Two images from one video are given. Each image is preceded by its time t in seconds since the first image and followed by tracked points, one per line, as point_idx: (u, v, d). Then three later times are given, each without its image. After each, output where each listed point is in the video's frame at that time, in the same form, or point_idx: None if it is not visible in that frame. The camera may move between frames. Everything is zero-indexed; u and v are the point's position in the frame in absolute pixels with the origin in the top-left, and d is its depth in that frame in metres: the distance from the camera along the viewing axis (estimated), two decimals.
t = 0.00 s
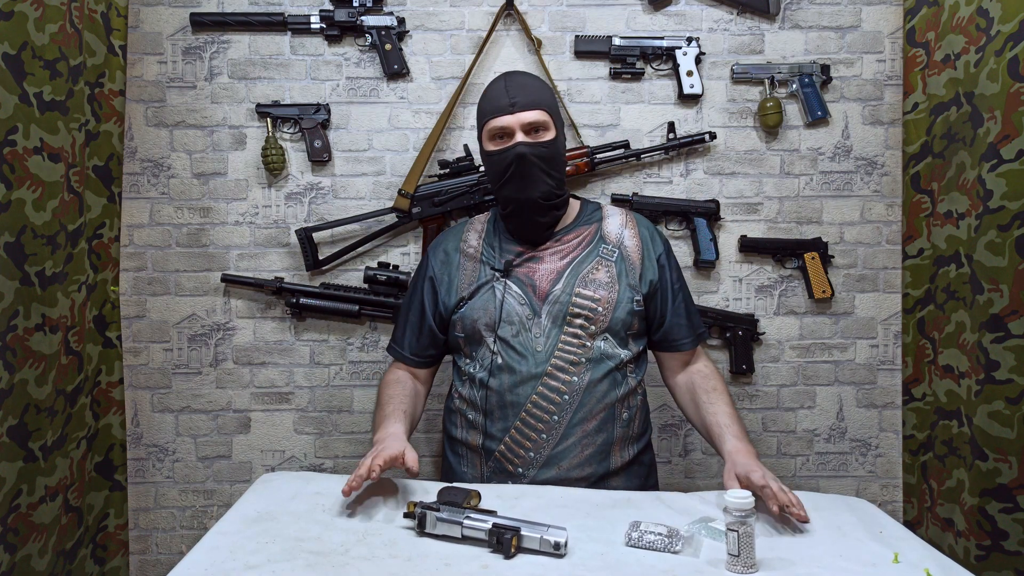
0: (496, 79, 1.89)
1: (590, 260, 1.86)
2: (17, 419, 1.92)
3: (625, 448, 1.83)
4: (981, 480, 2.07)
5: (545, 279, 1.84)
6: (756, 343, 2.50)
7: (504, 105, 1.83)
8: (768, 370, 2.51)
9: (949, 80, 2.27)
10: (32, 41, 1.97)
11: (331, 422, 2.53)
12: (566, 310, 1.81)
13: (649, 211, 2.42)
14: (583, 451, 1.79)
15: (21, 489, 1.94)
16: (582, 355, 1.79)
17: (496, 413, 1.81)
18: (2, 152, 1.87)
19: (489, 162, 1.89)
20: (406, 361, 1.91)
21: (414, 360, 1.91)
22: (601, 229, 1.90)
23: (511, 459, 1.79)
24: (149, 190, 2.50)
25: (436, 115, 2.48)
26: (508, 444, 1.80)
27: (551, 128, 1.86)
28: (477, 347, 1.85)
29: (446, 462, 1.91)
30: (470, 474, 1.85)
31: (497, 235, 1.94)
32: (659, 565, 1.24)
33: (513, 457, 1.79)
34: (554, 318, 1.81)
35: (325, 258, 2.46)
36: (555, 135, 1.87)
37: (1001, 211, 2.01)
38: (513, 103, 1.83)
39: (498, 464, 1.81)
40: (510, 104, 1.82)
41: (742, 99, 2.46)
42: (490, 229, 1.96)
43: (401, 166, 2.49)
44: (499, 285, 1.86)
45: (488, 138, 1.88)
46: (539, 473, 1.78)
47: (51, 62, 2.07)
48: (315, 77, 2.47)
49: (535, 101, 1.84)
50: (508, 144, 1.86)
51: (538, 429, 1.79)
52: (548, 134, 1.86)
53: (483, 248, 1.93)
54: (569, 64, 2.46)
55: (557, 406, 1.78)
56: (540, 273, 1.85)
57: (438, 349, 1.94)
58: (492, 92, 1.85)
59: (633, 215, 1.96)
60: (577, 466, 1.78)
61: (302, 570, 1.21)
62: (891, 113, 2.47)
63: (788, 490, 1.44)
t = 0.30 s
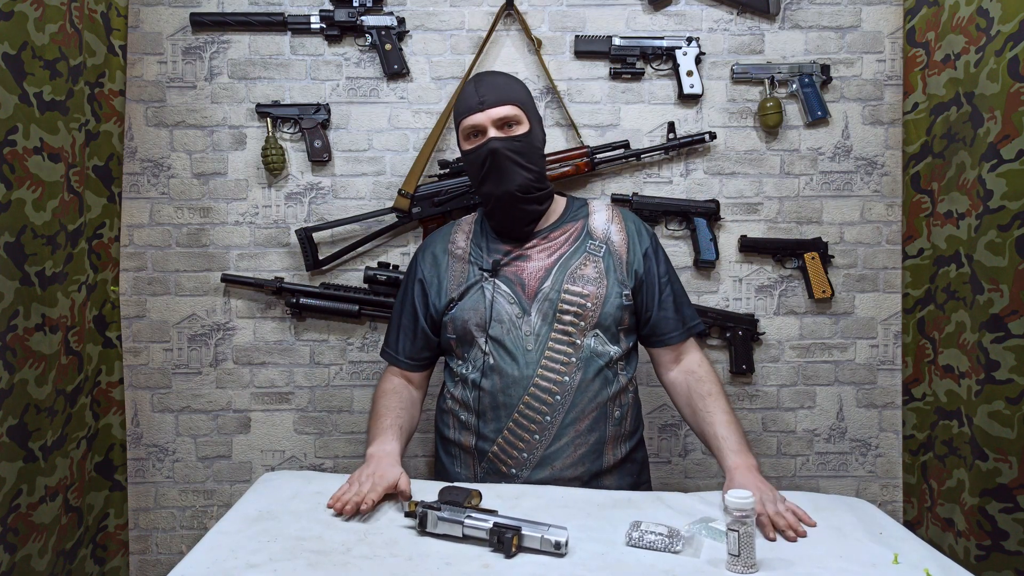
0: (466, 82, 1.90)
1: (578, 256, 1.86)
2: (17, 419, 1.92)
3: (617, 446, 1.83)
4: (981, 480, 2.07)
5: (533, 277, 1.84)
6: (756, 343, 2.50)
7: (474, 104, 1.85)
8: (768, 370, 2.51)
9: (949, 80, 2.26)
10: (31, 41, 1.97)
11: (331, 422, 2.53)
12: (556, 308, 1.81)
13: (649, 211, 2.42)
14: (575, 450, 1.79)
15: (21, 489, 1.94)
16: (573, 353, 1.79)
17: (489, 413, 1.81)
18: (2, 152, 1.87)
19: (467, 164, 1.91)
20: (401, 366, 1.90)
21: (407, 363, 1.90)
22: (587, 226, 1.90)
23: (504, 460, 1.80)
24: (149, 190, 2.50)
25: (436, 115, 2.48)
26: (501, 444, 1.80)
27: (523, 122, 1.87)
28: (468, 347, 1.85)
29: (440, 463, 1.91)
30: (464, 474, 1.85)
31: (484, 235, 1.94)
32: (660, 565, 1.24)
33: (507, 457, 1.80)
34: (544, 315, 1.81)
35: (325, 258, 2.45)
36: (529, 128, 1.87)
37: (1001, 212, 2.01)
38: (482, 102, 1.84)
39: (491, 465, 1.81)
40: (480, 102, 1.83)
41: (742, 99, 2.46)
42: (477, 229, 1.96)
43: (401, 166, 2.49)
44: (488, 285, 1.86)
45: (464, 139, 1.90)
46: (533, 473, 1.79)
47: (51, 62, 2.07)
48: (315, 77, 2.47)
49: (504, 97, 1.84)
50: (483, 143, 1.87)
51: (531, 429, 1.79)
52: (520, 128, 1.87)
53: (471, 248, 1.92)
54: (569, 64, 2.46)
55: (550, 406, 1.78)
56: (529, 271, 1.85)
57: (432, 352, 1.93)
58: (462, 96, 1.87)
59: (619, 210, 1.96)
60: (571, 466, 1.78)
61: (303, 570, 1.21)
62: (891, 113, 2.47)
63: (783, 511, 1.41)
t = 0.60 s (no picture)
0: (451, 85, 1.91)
1: (568, 256, 1.86)
2: (17, 419, 1.92)
3: (608, 447, 1.83)
4: (981, 480, 2.07)
5: (523, 278, 1.84)
6: (756, 343, 2.49)
7: (458, 108, 1.85)
8: (768, 370, 2.50)
9: (949, 80, 2.27)
10: (32, 41, 1.97)
11: (331, 422, 2.53)
12: (546, 308, 1.81)
13: (648, 211, 2.42)
14: (565, 451, 1.79)
15: (21, 489, 1.94)
16: (563, 354, 1.79)
17: (479, 413, 1.81)
18: (2, 152, 1.87)
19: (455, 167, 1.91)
20: (393, 367, 1.90)
21: (400, 365, 1.90)
22: (577, 226, 1.90)
23: (494, 460, 1.79)
24: (149, 190, 2.50)
25: (436, 115, 2.48)
26: (491, 444, 1.80)
27: (508, 123, 1.86)
28: (459, 348, 1.85)
29: (431, 463, 1.90)
30: (454, 474, 1.84)
31: (475, 236, 1.94)
32: (660, 565, 1.24)
33: (497, 457, 1.80)
34: (534, 316, 1.81)
35: (325, 259, 2.45)
36: (515, 128, 1.87)
37: (1001, 211, 2.01)
38: (467, 105, 1.84)
39: (481, 464, 1.81)
40: (463, 105, 1.84)
41: (742, 99, 2.46)
42: (468, 230, 1.96)
43: (401, 166, 2.49)
44: (479, 286, 1.86)
45: (451, 143, 1.90)
46: (523, 473, 1.78)
47: (51, 62, 2.07)
48: (315, 77, 2.47)
49: (488, 99, 1.84)
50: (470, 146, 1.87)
51: (521, 429, 1.79)
52: (506, 129, 1.87)
53: (463, 249, 1.93)
54: (569, 64, 2.46)
55: (539, 406, 1.78)
56: (519, 272, 1.85)
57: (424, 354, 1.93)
58: (447, 100, 1.88)
59: (610, 209, 1.96)
60: (560, 466, 1.78)
61: (302, 570, 1.21)
62: (891, 113, 2.47)
63: (788, 501, 1.41)
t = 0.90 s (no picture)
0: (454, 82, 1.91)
1: (566, 256, 1.86)
2: (17, 419, 1.92)
3: (605, 447, 1.83)
4: (981, 480, 2.07)
5: (520, 277, 1.84)
6: (757, 343, 2.49)
7: (463, 104, 1.85)
8: (768, 370, 2.51)
9: (949, 80, 2.27)
10: (32, 41, 1.97)
11: (331, 422, 2.53)
12: (544, 307, 1.81)
13: (648, 211, 2.42)
14: (561, 451, 1.79)
15: (21, 489, 1.94)
16: (559, 353, 1.79)
17: (475, 413, 1.81)
18: (2, 152, 1.87)
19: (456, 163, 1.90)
20: (389, 364, 1.90)
21: (395, 362, 1.90)
22: (576, 225, 1.90)
23: (490, 459, 1.79)
24: (149, 190, 2.50)
25: (436, 115, 2.48)
26: (487, 444, 1.80)
27: (512, 121, 1.87)
28: (456, 347, 1.85)
29: (427, 463, 1.90)
30: (449, 473, 1.84)
31: (473, 235, 1.94)
32: (660, 565, 1.24)
33: (492, 457, 1.79)
34: (531, 315, 1.81)
35: (325, 258, 2.45)
36: (518, 128, 1.88)
37: (1001, 211, 2.01)
38: (472, 102, 1.84)
39: (476, 464, 1.80)
40: (468, 102, 1.84)
41: (742, 99, 2.46)
42: (466, 228, 1.96)
43: (401, 166, 2.49)
44: (476, 284, 1.86)
45: (454, 140, 1.90)
46: (518, 472, 1.78)
47: (51, 62, 2.07)
48: (315, 77, 2.47)
49: (493, 97, 1.85)
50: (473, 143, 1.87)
51: (517, 429, 1.79)
52: (510, 128, 1.87)
53: (460, 248, 1.92)
54: (569, 64, 2.46)
55: (535, 406, 1.78)
56: (516, 271, 1.85)
57: (420, 351, 1.93)
58: (452, 96, 1.87)
59: (609, 210, 1.95)
60: (555, 466, 1.78)
61: (302, 570, 1.21)
62: (891, 113, 2.47)
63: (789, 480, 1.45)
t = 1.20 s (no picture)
0: (464, 80, 1.87)
1: (569, 257, 1.86)
2: (17, 419, 1.92)
3: (608, 447, 1.83)
4: (981, 480, 2.07)
5: (523, 278, 1.84)
6: (756, 343, 2.49)
7: (475, 107, 1.83)
8: (768, 370, 2.50)
9: (949, 80, 2.26)
10: (32, 41, 1.97)
11: (331, 422, 2.53)
12: (547, 308, 1.81)
13: (648, 211, 2.42)
14: (565, 451, 1.79)
15: (21, 489, 1.94)
16: (563, 354, 1.79)
17: (479, 414, 1.81)
18: (2, 152, 1.87)
19: (464, 164, 1.88)
20: (391, 365, 1.90)
21: (396, 363, 1.90)
22: (578, 226, 1.90)
23: (494, 460, 1.79)
24: (149, 190, 2.50)
25: (436, 115, 2.48)
26: (491, 445, 1.80)
27: (524, 126, 1.86)
28: (459, 348, 1.85)
29: (430, 464, 1.90)
30: (453, 475, 1.84)
31: (475, 235, 1.93)
32: (660, 565, 1.24)
33: (496, 458, 1.79)
34: (535, 316, 1.81)
35: (325, 258, 2.46)
36: (529, 132, 1.87)
37: (1001, 211, 2.01)
38: (485, 105, 1.82)
39: (480, 465, 1.80)
40: (481, 105, 1.82)
41: (742, 99, 2.46)
42: (468, 229, 1.96)
43: (401, 166, 2.49)
44: (479, 285, 1.86)
45: (463, 140, 1.87)
46: (523, 473, 1.79)
47: (51, 62, 2.07)
48: (315, 77, 2.47)
49: (506, 100, 1.83)
50: (483, 145, 1.85)
51: (521, 430, 1.79)
52: (521, 133, 1.86)
53: (463, 249, 1.92)
54: (569, 64, 2.46)
55: (540, 407, 1.78)
56: (519, 272, 1.85)
57: (421, 353, 1.93)
58: (463, 96, 1.84)
59: (610, 210, 1.96)
60: (560, 466, 1.78)
61: (302, 570, 1.21)
62: (891, 113, 2.47)
63: (787, 492, 1.43)
